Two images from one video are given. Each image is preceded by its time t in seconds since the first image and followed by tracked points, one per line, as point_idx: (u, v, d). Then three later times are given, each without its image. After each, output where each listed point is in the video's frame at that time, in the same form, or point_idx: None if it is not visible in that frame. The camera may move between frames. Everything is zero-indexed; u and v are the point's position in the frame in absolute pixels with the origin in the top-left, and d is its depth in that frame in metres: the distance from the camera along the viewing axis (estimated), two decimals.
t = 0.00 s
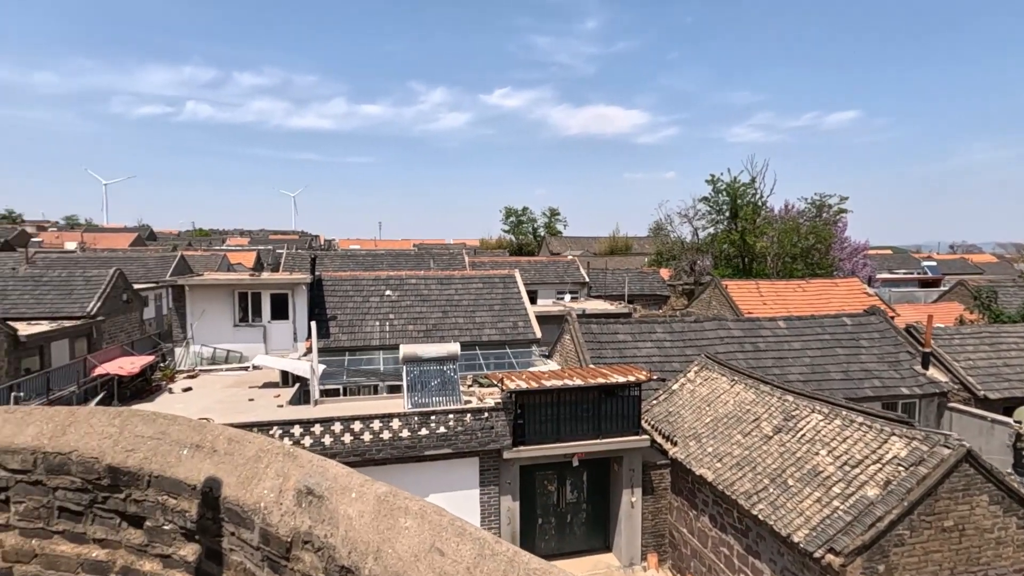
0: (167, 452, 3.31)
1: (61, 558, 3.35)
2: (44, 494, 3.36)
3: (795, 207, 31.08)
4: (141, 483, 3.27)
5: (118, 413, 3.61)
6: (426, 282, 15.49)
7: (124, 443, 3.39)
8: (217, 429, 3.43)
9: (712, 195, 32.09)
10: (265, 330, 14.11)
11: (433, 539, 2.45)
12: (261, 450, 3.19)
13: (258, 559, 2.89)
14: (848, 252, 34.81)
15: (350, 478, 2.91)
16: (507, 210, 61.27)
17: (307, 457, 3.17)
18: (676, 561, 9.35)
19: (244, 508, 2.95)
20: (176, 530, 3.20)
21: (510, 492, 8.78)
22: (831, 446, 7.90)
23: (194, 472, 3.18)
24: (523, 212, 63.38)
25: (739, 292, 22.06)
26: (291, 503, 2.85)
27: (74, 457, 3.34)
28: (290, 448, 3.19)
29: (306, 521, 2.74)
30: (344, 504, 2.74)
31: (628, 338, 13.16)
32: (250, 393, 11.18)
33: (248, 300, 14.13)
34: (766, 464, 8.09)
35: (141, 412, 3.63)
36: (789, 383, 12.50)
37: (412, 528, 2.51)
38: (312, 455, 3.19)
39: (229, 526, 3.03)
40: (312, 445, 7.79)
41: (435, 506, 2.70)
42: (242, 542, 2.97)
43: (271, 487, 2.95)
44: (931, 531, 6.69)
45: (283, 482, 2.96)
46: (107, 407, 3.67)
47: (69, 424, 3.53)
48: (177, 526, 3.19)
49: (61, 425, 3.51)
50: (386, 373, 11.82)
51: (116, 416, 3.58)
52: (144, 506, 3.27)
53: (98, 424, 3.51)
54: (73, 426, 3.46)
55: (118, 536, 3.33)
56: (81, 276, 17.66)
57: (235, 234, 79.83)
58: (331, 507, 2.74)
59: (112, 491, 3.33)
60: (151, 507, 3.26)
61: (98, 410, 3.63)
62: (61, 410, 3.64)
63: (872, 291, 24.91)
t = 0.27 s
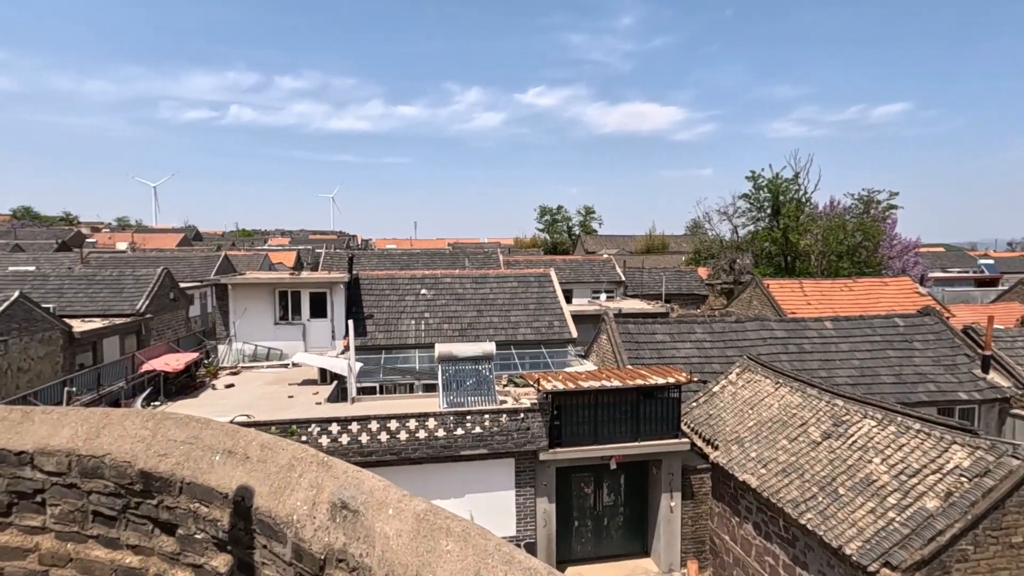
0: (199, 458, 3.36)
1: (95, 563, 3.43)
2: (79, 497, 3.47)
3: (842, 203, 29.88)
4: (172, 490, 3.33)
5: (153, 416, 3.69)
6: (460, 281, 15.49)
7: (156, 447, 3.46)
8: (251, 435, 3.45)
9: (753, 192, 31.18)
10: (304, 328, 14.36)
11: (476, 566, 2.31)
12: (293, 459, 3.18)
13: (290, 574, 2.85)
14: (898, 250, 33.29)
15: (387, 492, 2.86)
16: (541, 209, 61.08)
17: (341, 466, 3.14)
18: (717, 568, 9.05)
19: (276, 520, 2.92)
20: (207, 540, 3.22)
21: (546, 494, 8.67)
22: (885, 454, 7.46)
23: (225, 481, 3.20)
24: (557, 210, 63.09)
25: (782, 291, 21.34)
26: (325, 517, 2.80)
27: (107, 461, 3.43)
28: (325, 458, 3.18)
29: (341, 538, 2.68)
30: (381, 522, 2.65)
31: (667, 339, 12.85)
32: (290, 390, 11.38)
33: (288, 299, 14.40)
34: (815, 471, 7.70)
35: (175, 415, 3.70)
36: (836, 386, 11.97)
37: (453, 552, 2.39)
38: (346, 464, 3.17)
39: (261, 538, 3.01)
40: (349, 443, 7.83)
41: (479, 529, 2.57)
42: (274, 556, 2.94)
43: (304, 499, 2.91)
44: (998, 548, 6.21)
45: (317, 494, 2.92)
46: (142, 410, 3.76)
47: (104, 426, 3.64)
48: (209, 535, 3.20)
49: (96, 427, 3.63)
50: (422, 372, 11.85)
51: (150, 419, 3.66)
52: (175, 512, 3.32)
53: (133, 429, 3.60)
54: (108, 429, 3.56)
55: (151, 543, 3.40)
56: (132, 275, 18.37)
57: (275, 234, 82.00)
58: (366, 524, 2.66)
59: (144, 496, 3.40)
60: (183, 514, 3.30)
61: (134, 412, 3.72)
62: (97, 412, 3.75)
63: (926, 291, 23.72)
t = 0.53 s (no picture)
0: (207, 475, 3.44)
1: None
2: (85, 513, 3.61)
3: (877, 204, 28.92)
4: (179, 510, 3.42)
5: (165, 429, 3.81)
6: (485, 284, 15.43)
7: (163, 464, 3.58)
8: (259, 454, 3.51)
9: (784, 192, 30.41)
10: (330, 329, 14.47)
11: None
12: (305, 480, 3.19)
13: None
14: (936, 252, 32.08)
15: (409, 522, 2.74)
16: (566, 210, 60.83)
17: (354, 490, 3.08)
18: None
19: (285, 549, 2.88)
20: (214, 563, 3.28)
21: (571, 500, 8.51)
22: (928, 467, 7.04)
23: (233, 501, 3.25)
24: (583, 212, 62.75)
25: (814, 294, 20.72)
26: (335, 547, 2.71)
27: (113, 478, 3.58)
28: (336, 481, 3.12)
29: (349, 571, 2.57)
30: (394, 558, 2.44)
31: (694, 343, 12.57)
32: (315, 391, 11.46)
33: (314, 300, 14.53)
34: (852, 484, 7.31)
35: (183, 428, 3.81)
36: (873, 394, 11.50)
37: None
38: (359, 489, 3.09)
39: (269, 566, 2.99)
40: (372, 446, 7.84)
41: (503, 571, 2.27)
42: None
43: (314, 527, 2.85)
44: None
45: (327, 521, 2.83)
46: (149, 423, 3.88)
47: (111, 439, 3.78)
48: (216, 559, 3.26)
49: (103, 440, 3.76)
50: (445, 374, 11.80)
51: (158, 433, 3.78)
52: (180, 531, 3.42)
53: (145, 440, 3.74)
54: (115, 443, 3.69)
55: (156, 562, 3.50)
56: (165, 276, 18.82)
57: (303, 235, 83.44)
58: (378, 559, 2.48)
59: (150, 514, 3.52)
60: (189, 536, 3.39)
61: (142, 425, 3.85)
62: (104, 424, 3.89)
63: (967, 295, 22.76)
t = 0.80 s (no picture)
0: (204, 486, 3.42)
1: None
2: (79, 523, 3.62)
3: (890, 205, 28.57)
4: (175, 521, 3.41)
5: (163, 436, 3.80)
6: (493, 285, 15.38)
7: (159, 473, 3.57)
8: (259, 463, 3.47)
9: (795, 193, 30.11)
10: (339, 330, 14.48)
11: None
12: (303, 491, 3.14)
13: None
14: (951, 254, 31.62)
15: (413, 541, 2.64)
16: (575, 211, 60.78)
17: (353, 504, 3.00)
18: None
19: (282, 565, 2.83)
20: None
21: (580, 504, 8.43)
22: (946, 473, 6.86)
23: (229, 513, 3.23)
24: (592, 213, 62.65)
25: (826, 296, 20.48)
26: (334, 564, 2.65)
27: (107, 487, 3.59)
28: (335, 494, 3.06)
29: None
30: None
31: (705, 345, 12.44)
32: (323, 392, 11.46)
33: (323, 301, 14.55)
34: (867, 489, 7.15)
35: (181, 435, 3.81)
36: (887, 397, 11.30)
37: None
38: (359, 503, 3.00)
39: None
40: (380, 448, 7.81)
41: None
42: None
43: (311, 543, 2.80)
44: None
45: (326, 537, 2.78)
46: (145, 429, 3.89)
47: (107, 447, 3.79)
48: (211, 572, 3.23)
49: (99, 447, 3.77)
50: (454, 376, 11.76)
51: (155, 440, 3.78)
52: (175, 542, 3.41)
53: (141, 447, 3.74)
54: (110, 450, 3.71)
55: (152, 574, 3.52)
56: (176, 276, 18.95)
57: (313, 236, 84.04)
58: None
59: (145, 525, 3.51)
60: (185, 548, 3.37)
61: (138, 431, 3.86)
62: (100, 430, 3.92)
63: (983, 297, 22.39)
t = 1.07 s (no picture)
0: (208, 493, 3.38)
1: None
2: (81, 530, 3.63)
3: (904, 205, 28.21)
4: (178, 530, 3.38)
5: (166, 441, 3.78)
6: (502, 285, 15.32)
7: (162, 479, 3.54)
8: (265, 471, 3.43)
9: (806, 194, 29.82)
10: (348, 331, 14.48)
11: None
12: (311, 501, 3.10)
13: None
14: (966, 255, 31.17)
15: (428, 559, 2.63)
16: (584, 212, 60.70)
17: (362, 515, 2.99)
18: None
19: None
20: None
21: (590, 507, 8.35)
22: (966, 478, 6.67)
23: (234, 523, 3.18)
24: (601, 214, 62.51)
25: (838, 298, 20.23)
26: None
27: (109, 493, 3.59)
28: (345, 506, 3.03)
29: None
30: None
31: (716, 347, 12.31)
32: (332, 393, 11.45)
33: (332, 302, 14.55)
34: (884, 495, 7.00)
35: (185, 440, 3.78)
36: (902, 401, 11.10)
37: None
38: (369, 515, 2.99)
39: None
40: (389, 450, 7.78)
41: None
42: None
43: (319, 556, 2.75)
44: None
45: (335, 551, 2.74)
46: (149, 434, 3.87)
47: (110, 451, 3.78)
48: None
49: (102, 452, 3.76)
50: (462, 377, 11.71)
51: (159, 445, 3.75)
52: (178, 552, 3.38)
53: (145, 452, 3.72)
54: (113, 455, 3.70)
55: None
56: (186, 277, 19.07)
57: (323, 237, 84.48)
58: None
59: (147, 533, 3.50)
60: (188, 558, 3.34)
61: (141, 436, 3.84)
62: (103, 434, 3.91)
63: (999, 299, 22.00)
